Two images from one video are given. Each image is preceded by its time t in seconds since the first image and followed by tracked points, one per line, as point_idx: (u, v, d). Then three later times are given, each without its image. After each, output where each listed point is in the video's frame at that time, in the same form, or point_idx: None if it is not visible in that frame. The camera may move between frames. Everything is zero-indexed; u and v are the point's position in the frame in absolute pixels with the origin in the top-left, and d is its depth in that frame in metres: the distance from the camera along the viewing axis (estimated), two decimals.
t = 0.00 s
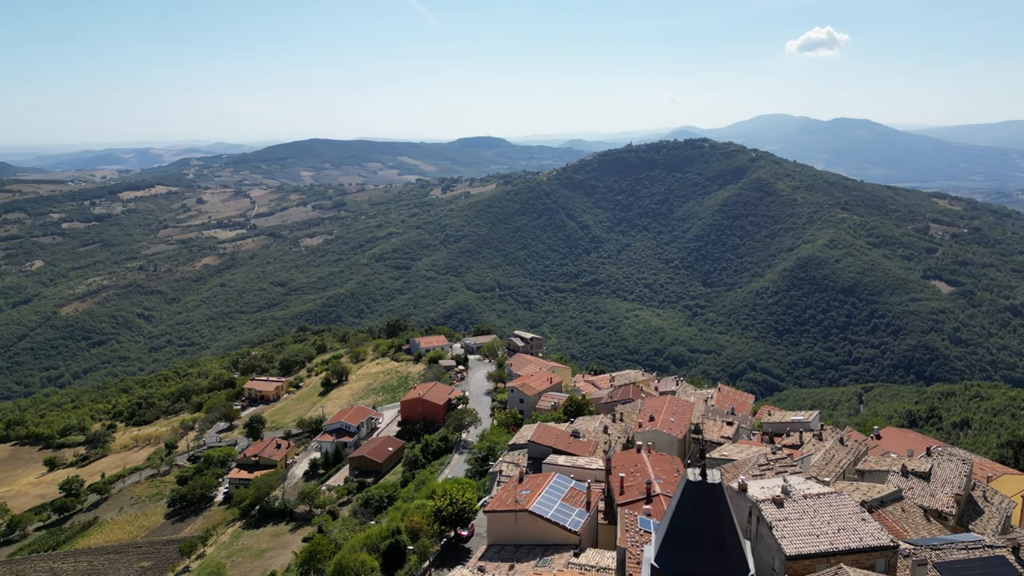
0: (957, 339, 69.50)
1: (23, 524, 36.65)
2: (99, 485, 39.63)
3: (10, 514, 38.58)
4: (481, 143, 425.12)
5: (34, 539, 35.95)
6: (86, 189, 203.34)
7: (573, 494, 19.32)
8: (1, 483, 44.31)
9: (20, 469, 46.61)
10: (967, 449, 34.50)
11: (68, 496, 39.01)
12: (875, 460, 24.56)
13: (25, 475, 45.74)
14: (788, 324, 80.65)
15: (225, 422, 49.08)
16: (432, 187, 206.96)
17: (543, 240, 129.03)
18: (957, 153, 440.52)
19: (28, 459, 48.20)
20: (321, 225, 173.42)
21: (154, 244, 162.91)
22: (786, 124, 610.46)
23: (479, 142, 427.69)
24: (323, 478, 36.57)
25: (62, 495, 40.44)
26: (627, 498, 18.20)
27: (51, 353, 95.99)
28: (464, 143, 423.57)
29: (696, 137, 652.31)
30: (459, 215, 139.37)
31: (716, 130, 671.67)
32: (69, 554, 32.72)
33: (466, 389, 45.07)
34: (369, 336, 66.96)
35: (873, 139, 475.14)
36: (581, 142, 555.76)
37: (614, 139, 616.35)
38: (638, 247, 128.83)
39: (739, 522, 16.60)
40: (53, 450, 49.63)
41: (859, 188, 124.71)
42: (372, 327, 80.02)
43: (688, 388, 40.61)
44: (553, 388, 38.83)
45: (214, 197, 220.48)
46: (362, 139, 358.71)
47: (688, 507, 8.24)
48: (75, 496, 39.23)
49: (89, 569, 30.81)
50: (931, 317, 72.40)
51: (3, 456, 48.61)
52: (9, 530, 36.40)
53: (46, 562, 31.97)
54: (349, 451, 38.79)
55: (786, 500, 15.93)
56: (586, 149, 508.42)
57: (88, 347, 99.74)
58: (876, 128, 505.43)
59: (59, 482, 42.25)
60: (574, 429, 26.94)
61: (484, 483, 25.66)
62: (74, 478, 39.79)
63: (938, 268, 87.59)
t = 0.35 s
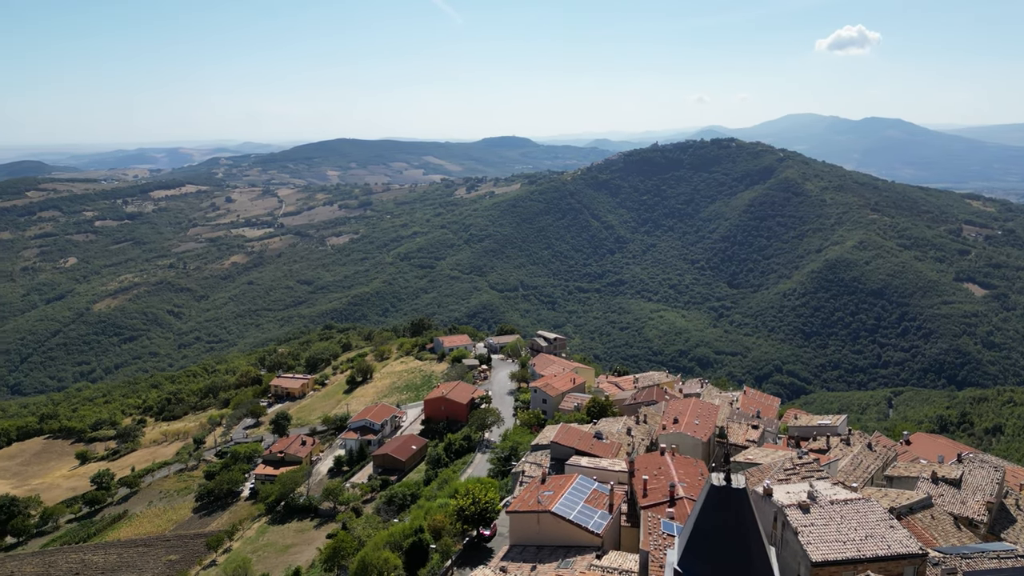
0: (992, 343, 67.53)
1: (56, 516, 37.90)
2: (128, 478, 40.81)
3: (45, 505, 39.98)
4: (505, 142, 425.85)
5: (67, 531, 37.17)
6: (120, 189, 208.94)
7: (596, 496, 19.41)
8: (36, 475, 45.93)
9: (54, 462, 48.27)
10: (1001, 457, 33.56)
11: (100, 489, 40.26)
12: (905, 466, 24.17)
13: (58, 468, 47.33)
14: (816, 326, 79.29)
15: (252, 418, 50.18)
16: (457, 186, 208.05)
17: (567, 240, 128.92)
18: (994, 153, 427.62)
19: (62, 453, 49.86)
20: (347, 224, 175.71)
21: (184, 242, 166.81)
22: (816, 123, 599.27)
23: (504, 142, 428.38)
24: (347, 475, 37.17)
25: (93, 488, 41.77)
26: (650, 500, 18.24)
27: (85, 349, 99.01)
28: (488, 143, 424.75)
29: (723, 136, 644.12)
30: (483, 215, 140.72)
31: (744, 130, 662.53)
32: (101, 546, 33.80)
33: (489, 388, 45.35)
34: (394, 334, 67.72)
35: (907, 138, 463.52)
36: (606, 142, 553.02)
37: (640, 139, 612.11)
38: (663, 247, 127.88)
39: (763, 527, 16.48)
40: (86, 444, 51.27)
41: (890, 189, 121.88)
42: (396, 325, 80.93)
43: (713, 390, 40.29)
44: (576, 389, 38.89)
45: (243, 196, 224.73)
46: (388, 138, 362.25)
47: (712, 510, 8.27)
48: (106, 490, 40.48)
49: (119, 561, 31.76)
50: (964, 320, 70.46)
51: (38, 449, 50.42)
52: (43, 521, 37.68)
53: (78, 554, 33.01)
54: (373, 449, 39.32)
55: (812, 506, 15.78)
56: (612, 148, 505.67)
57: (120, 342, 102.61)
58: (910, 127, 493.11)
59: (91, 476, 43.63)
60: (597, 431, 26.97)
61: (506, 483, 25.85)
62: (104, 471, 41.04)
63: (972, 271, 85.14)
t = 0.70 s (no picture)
0: None
1: (85, 509, 38.96)
2: (156, 473, 41.91)
3: (75, 498, 41.18)
4: (529, 142, 425.77)
5: (96, 524, 38.21)
6: (150, 188, 213.90)
7: (617, 498, 19.46)
8: (66, 469, 47.36)
9: (84, 456, 49.73)
10: None
11: (128, 483, 41.35)
12: (934, 473, 23.73)
13: (88, 462, 48.74)
14: (843, 329, 77.84)
15: (277, 415, 51.10)
16: (480, 186, 208.77)
17: (590, 240, 128.62)
18: None
19: (91, 447, 51.32)
20: (371, 223, 177.51)
21: (211, 241, 170.28)
22: (846, 123, 587.53)
23: (527, 142, 428.46)
24: (370, 473, 37.64)
25: (122, 482, 42.93)
26: (673, 503, 18.25)
27: (115, 345, 101.71)
28: (512, 143, 425.15)
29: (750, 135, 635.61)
30: (506, 215, 141.05)
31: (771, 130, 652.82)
32: (130, 539, 34.74)
33: (511, 389, 45.53)
34: (417, 333, 68.31)
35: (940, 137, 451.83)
36: (631, 142, 549.83)
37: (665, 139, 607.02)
38: (687, 247, 126.75)
39: (787, 531, 16.35)
40: (115, 438, 52.69)
41: (920, 189, 118.91)
42: (418, 325, 81.66)
43: (737, 393, 39.91)
44: (598, 390, 38.88)
45: (269, 195, 228.28)
46: (412, 138, 365.05)
47: (738, 517, 8.27)
48: (134, 484, 41.54)
49: (146, 554, 32.57)
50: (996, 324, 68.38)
51: (69, 443, 51.96)
52: (73, 514, 38.77)
53: (106, 547, 33.93)
54: (395, 447, 39.76)
55: (838, 512, 15.61)
56: (637, 147, 502.71)
57: (148, 339, 105.14)
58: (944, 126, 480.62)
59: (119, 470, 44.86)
60: (618, 433, 26.98)
61: (528, 484, 25.99)
62: (133, 466, 42.19)
63: (1005, 273, 82.69)
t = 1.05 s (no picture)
0: None
1: (115, 503, 40.07)
2: (184, 468, 43.10)
3: (105, 492, 42.35)
4: (554, 142, 425.10)
5: (125, 517, 39.29)
6: (181, 186, 218.72)
7: (640, 501, 19.51)
8: (98, 462, 48.83)
9: (115, 450, 51.19)
10: None
11: (157, 478, 42.49)
12: (966, 480, 23.28)
13: (119, 456, 50.20)
14: (872, 332, 76.20)
15: (302, 412, 52.04)
16: (504, 186, 209.19)
17: (615, 240, 128.11)
18: None
19: (122, 441, 52.84)
20: (395, 222, 179.23)
21: (239, 239, 173.64)
22: (878, 122, 574.34)
23: (552, 142, 427.76)
24: (393, 470, 38.15)
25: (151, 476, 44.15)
26: (697, 507, 18.26)
27: (146, 341, 104.45)
28: (537, 143, 425.19)
29: (779, 135, 625.32)
30: (530, 216, 141.36)
31: (800, 130, 641.34)
32: (159, 532, 35.72)
33: (534, 389, 45.70)
34: (441, 332, 68.86)
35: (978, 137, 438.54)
36: (657, 142, 545.21)
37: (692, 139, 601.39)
38: (713, 248, 125.37)
39: (813, 538, 16.26)
40: (145, 433, 54.18)
41: (955, 189, 115.61)
42: (441, 324, 82.29)
43: (763, 396, 39.47)
44: (621, 391, 38.81)
45: (296, 195, 231.92)
46: (438, 138, 367.29)
47: (763, 521, 8.23)
48: (163, 478, 42.67)
49: (174, 548, 33.45)
50: None
51: (100, 437, 53.55)
52: (104, 507, 39.93)
53: (136, 540, 34.93)
54: (419, 445, 40.26)
55: (865, 518, 15.45)
56: (663, 147, 498.00)
57: (178, 335, 107.77)
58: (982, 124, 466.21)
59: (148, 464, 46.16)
60: (642, 435, 26.99)
61: (551, 484, 26.12)
62: (161, 461, 43.51)
63: None
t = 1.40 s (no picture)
0: None
1: (143, 497, 41.18)
2: (209, 464, 44.14)
3: (133, 486, 43.62)
4: (577, 142, 424.00)
5: (152, 511, 40.30)
6: (209, 186, 223.03)
7: (662, 503, 19.53)
8: (126, 457, 50.20)
9: (142, 445, 52.59)
10: None
11: (183, 473, 43.57)
12: (998, 488, 22.77)
13: (146, 451, 51.51)
14: (901, 335, 74.58)
15: (325, 410, 52.87)
16: (527, 186, 209.41)
17: (638, 241, 127.42)
18: None
19: (150, 436, 54.24)
20: (419, 222, 180.64)
21: (266, 238, 176.69)
22: (911, 121, 561.16)
23: (576, 142, 426.72)
24: (415, 469, 38.55)
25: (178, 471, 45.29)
26: (719, 511, 18.21)
27: (174, 337, 106.87)
28: (560, 143, 424.54)
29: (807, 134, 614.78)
30: (553, 216, 141.37)
31: (829, 129, 629.71)
32: (184, 527, 36.58)
33: (556, 389, 45.79)
34: (462, 332, 69.31)
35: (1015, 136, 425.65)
36: (682, 143, 539.72)
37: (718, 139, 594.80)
38: (738, 249, 123.93)
39: (838, 544, 16.06)
40: (172, 429, 55.52)
41: (989, 190, 112.43)
42: (463, 323, 82.81)
43: (788, 399, 39.01)
44: (644, 393, 38.69)
45: (322, 194, 235.09)
46: (461, 139, 368.85)
47: (787, 525, 7.49)
48: (189, 474, 43.76)
49: (200, 542, 34.27)
50: None
51: (129, 432, 55.02)
52: (131, 501, 41.11)
53: (163, 534, 35.82)
54: (440, 444, 40.65)
55: (892, 525, 15.25)
56: (687, 147, 493.25)
57: (205, 332, 110.10)
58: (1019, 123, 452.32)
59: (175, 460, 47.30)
60: (665, 437, 26.93)
61: (572, 485, 26.20)
62: (188, 456, 44.59)
63: None
